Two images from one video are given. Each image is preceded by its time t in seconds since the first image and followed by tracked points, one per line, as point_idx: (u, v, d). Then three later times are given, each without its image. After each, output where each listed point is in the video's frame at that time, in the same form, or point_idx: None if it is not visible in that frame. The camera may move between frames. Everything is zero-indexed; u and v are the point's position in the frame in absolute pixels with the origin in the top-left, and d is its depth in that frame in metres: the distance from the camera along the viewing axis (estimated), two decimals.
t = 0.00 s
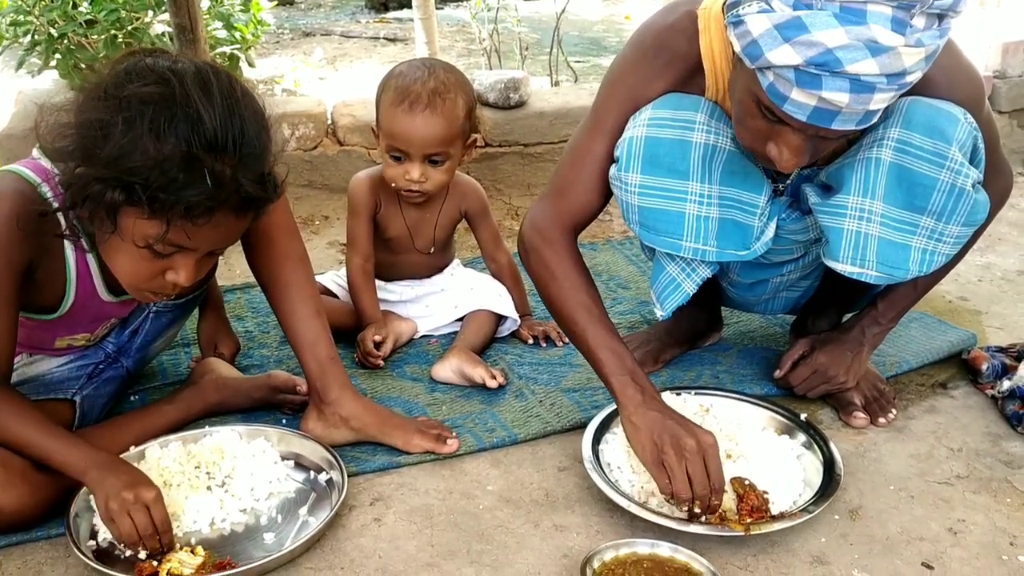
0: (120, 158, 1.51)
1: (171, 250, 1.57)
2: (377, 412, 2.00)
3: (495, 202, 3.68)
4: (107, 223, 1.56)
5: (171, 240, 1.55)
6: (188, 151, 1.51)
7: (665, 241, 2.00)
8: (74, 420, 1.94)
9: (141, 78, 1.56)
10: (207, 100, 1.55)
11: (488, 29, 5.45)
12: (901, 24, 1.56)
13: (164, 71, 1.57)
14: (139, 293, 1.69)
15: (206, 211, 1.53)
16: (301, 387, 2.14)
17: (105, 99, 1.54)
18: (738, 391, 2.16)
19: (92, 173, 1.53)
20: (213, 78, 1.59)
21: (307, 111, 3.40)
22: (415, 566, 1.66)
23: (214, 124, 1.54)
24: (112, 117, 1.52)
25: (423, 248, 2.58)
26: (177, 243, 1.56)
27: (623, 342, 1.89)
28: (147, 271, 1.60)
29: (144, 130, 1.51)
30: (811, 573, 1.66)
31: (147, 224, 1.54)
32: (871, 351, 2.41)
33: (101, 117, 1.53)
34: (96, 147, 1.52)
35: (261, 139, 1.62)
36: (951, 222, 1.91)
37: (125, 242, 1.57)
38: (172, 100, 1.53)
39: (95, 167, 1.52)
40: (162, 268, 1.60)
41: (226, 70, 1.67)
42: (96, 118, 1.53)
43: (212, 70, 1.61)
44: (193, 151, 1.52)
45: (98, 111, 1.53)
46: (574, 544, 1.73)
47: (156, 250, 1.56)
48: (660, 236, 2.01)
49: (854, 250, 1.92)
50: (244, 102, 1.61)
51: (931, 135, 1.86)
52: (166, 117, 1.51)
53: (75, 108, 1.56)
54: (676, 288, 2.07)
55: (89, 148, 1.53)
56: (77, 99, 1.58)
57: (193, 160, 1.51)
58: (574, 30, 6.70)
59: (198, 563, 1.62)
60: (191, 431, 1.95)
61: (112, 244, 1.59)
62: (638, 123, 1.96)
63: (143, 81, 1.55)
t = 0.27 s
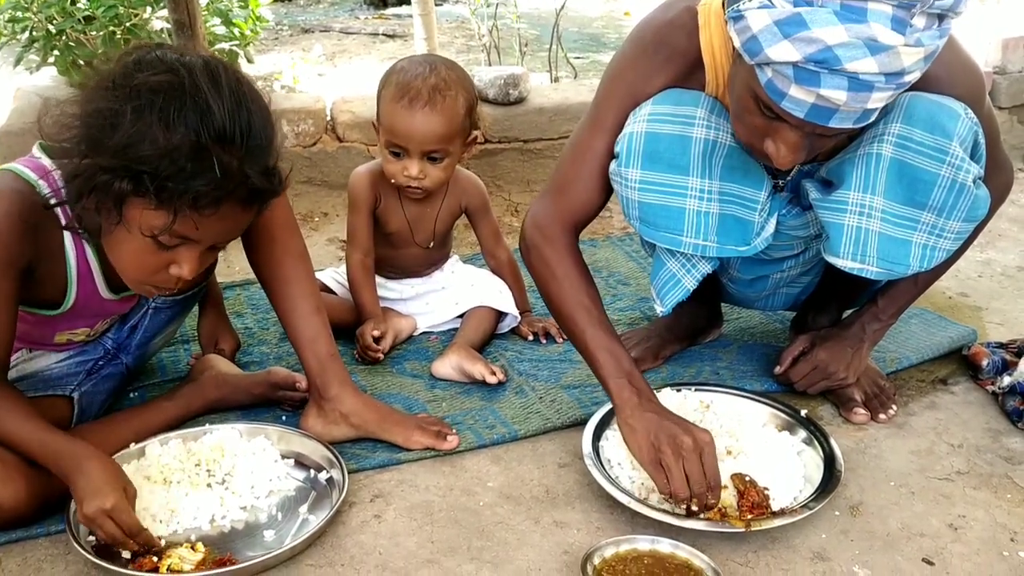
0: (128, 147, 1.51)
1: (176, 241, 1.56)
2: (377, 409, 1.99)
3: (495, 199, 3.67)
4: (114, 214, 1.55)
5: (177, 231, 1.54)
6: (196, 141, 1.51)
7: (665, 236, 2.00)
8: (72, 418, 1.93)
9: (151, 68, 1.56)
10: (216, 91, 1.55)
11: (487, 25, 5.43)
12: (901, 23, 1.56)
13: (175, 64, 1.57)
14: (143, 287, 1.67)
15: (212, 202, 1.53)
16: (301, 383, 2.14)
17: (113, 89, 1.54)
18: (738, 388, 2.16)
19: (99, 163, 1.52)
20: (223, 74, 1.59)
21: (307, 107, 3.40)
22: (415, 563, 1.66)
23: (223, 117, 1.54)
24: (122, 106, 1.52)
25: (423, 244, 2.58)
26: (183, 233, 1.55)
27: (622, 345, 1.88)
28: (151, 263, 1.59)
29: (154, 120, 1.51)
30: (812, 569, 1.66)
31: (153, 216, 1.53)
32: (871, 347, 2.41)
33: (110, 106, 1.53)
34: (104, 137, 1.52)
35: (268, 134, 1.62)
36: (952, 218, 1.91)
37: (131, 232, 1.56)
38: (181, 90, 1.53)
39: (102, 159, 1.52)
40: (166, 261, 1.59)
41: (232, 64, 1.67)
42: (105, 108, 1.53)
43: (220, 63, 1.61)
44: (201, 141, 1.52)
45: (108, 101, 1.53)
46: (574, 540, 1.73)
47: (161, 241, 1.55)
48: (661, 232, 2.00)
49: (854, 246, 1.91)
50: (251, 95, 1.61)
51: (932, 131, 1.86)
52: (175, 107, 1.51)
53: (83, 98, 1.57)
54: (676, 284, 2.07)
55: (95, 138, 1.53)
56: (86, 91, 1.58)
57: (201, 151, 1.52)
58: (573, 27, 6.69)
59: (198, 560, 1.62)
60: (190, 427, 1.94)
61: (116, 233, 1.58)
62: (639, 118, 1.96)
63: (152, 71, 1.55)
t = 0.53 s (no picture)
0: (140, 161, 1.50)
1: (180, 257, 1.57)
2: (377, 407, 1.99)
3: (495, 197, 3.67)
4: (120, 224, 1.55)
5: (184, 248, 1.55)
6: (211, 160, 1.51)
7: (666, 234, 2.00)
8: (73, 417, 1.92)
9: (171, 85, 1.54)
10: (233, 111, 1.54)
11: (486, 23, 5.43)
12: (901, 22, 1.56)
13: (193, 79, 1.56)
14: (143, 297, 1.67)
15: (220, 222, 1.54)
16: (301, 381, 2.13)
17: (130, 104, 1.53)
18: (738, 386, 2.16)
19: (110, 175, 1.52)
20: (239, 91, 1.58)
21: (306, 106, 3.39)
22: (415, 561, 1.66)
23: (238, 136, 1.54)
24: (139, 120, 1.51)
25: (420, 244, 2.58)
26: (190, 250, 1.56)
27: (621, 344, 1.88)
28: (153, 276, 1.59)
29: (169, 138, 1.50)
30: (812, 567, 1.66)
31: (160, 228, 1.53)
32: (872, 345, 2.41)
33: (124, 120, 1.52)
34: (118, 150, 1.52)
35: (279, 155, 1.62)
36: (952, 215, 1.91)
37: (136, 244, 1.55)
38: (197, 108, 1.52)
39: (112, 169, 1.52)
40: (168, 274, 1.60)
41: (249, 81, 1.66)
42: (119, 121, 1.52)
43: (238, 82, 1.60)
44: (216, 160, 1.51)
45: (124, 114, 1.53)
46: (574, 538, 1.73)
47: (165, 255, 1.56)
48: (661, 229, 2.00)
49: (855, 243, 1.91)
50: (266, 115, 1.60)
51: (933, 128, 1.86)
52: (191, 125, 1.50)
53: (96, 109, 1.56)
54: (677, 281, 2.07)
55: (106, 150, 1.53)
56: (99, 101, 1.58)
57: (215, 170, 1.51)
58: (573, 25, 6.68)
59: (198, 558, 1.62)
60: (191, 426, 1.94)
61: (122, 245, 1.58)
62: (639, 116, 1.96)
63: (172, 89, 1.53)
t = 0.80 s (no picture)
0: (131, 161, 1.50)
1: (173, 257, 1.57)
2: (378, 408, 2.00)
3: (495, 197, 3.68)
4: (111, 225, 1.55)
5: (176, 248, 1.55)
6: (201, 159, 1.51)
7: (666, 235, 2.00)
8: (72, 417, 1.93)
9: (160, 84, 1.55)
10: (223, 110, 1.54)
11: (486, 24, 5.44)
12: (909, 25, 1.55)
13: (184, 79, 1.56)
14: (136, 299, 1.68)
15: (211, 222, 1.54)
16: (302, 382, 2.14)
17: (121, 103, 1.53)
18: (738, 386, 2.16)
19: (99, 175, 1.52)
20: (231, 92, 1.58)
21: (307, 106, 3.40)
22: (415, 561, 1.66)
23: (229, 136, 1.54)
24: (128, 120, 1.52)
25: (421, 245, 2.58)
26: (180, 250, 1.56)
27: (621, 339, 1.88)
28: (146, 277, 1.59)
29: (159, 138, 1.50)
30: (812, 567, 1.66)
31: (150, 230, 1.53)
32: (872, 345, 2.41)
33: (114, 120, 1.52)
34: (108, 150, 1.52)
35: (272, 155, 1.62)
36: (952, 217, 1.91)
37: (127, 245, 1.56)
38: (187, 107, 1.52)
39: (102, 169, 1.52)
40: (161, 275, 1.60)
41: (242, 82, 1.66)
42: (110, 121, 1.53)
43: (229, 81, 1.61)
44: (206, 160, 1.51)
45: (114, 113, 1.53)
46: (574, 539, 1.73)
47: (158, 256, 1.56)
48: (661, 230, 2.00)
49: (855, 245, 1.92)
50: (257, 115, 1.60)
51: (932, 129, 1.86)
52: (181, 125, 1.51)
53: (88, 110, 1.57)
54: (677, 283, 2.07)
55: (99, 150, 1.53)
56: (92, 101, 1.58)
57: (205, 170, 1.51)
58: (573, 25, 6.69)
59: (198, 558, 1.62)
60: (191, 426, 1.95)
61: (114, 247, 1.58)
62: (639, 117, 1.96)
63: (162, 88, 1.54)
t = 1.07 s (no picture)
0: (120, 161, 1.50)
1: (161, 258, 1.57)
2: (378, 409, 2.00)
3: (495, 198, 3.68)
4: (100, 228, 1.56)
5: (161, 248, 1.55)
6: (186, 160, 1.51)
7: (666, 236, 2.00)
8: (73, 418, 1.93)
9: (146, 84, 1.55)
10: (209, 110, 1.54)
11: (487, 25, 5.44)
12: (911, 27, 1.56)
13: (170, 78, 1.56)
14: (130, 300, 1.68)
15: (197, 222, 1.53)
16: (302, 383, 2.14)
17: (107, 103, 1.54)
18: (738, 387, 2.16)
19: (87, 176, 1.52)
20: (218, 90, 1.57)
21: (307, 107, 3.40)
22: (416, 562, 1.66)
23: (215, 135, 1.53)
24: (113, 120, 1.52)
25: (423, 245, 2.59)
26: (167, 251, 1.56)
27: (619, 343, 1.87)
28: (137, 278, 1.60)
29: (143, 137, 1.50)
30: (812, 567, 1.66)
31: (138, 231, 1.53)
32: (872, 346, 2.41)
33: (100, 120, 1.53)
34: (94, 151, 1.52)
35: (260, 155, 1.61)
36: (951, 218, 1.92)
37: (115, 247, 1.57)
38: (172, 106, 1.52)
39: (91, 170, 1.52)
40: (151, 276, 1.60)
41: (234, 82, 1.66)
42: (97, 122, 1.53)
43: (217, 80, 1.60)
44: (190, 160, 1.51)
45: (101, 113, 1.53)
46: (574, 539, 1.73)
47: (145, 258, 1.56)
48: (661, 232, 2.01)
49: (854, 246, 1.92)
50: (248, 116, 1.60)
51: (932, 130, 1.86)
52: (166, 124, 1.51)
53: (77, 111, 1.57)
54: (677, 284, 2.07)
55: (86, 151, 1.53)
56: (81, 101, 1.59)
57: (189, 169, 1.51)
58: (573, 26, 6.69)
59: (199, 559, 1.63)
60: (192, 427, 1.95)
61: (104, 250, 1.60)
62: (640, 118, 1.96)
63: (147, 87, 1.54)
